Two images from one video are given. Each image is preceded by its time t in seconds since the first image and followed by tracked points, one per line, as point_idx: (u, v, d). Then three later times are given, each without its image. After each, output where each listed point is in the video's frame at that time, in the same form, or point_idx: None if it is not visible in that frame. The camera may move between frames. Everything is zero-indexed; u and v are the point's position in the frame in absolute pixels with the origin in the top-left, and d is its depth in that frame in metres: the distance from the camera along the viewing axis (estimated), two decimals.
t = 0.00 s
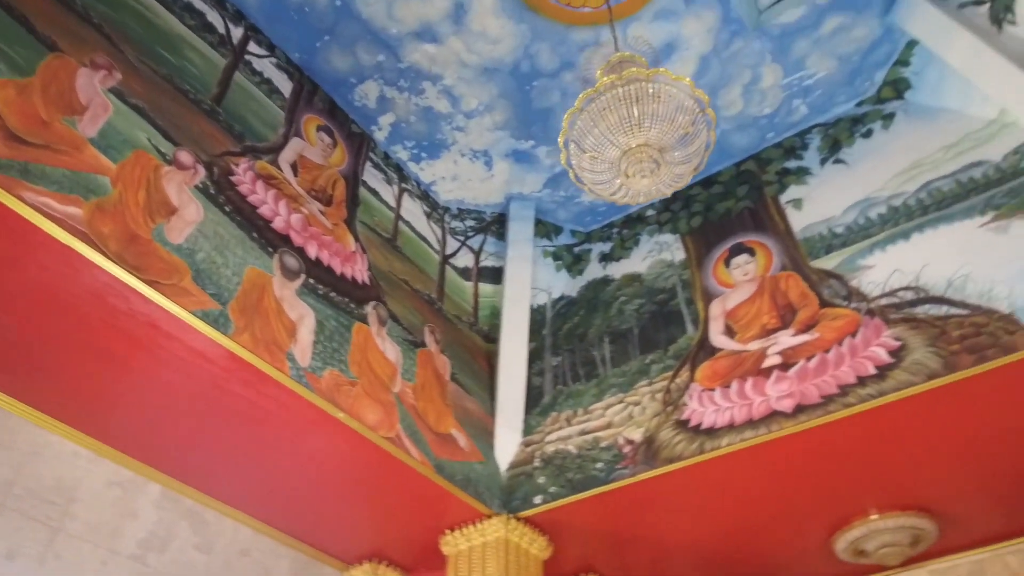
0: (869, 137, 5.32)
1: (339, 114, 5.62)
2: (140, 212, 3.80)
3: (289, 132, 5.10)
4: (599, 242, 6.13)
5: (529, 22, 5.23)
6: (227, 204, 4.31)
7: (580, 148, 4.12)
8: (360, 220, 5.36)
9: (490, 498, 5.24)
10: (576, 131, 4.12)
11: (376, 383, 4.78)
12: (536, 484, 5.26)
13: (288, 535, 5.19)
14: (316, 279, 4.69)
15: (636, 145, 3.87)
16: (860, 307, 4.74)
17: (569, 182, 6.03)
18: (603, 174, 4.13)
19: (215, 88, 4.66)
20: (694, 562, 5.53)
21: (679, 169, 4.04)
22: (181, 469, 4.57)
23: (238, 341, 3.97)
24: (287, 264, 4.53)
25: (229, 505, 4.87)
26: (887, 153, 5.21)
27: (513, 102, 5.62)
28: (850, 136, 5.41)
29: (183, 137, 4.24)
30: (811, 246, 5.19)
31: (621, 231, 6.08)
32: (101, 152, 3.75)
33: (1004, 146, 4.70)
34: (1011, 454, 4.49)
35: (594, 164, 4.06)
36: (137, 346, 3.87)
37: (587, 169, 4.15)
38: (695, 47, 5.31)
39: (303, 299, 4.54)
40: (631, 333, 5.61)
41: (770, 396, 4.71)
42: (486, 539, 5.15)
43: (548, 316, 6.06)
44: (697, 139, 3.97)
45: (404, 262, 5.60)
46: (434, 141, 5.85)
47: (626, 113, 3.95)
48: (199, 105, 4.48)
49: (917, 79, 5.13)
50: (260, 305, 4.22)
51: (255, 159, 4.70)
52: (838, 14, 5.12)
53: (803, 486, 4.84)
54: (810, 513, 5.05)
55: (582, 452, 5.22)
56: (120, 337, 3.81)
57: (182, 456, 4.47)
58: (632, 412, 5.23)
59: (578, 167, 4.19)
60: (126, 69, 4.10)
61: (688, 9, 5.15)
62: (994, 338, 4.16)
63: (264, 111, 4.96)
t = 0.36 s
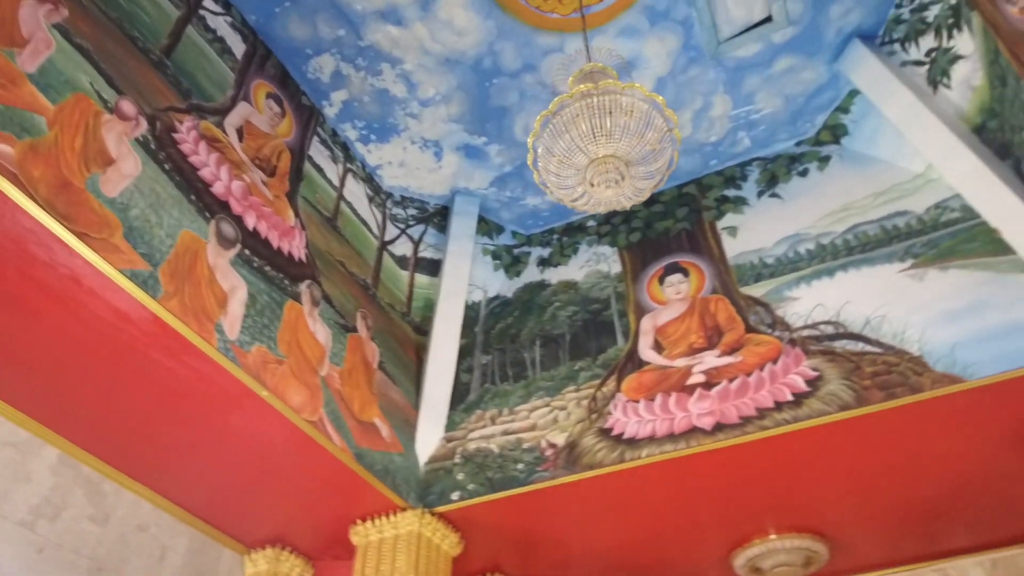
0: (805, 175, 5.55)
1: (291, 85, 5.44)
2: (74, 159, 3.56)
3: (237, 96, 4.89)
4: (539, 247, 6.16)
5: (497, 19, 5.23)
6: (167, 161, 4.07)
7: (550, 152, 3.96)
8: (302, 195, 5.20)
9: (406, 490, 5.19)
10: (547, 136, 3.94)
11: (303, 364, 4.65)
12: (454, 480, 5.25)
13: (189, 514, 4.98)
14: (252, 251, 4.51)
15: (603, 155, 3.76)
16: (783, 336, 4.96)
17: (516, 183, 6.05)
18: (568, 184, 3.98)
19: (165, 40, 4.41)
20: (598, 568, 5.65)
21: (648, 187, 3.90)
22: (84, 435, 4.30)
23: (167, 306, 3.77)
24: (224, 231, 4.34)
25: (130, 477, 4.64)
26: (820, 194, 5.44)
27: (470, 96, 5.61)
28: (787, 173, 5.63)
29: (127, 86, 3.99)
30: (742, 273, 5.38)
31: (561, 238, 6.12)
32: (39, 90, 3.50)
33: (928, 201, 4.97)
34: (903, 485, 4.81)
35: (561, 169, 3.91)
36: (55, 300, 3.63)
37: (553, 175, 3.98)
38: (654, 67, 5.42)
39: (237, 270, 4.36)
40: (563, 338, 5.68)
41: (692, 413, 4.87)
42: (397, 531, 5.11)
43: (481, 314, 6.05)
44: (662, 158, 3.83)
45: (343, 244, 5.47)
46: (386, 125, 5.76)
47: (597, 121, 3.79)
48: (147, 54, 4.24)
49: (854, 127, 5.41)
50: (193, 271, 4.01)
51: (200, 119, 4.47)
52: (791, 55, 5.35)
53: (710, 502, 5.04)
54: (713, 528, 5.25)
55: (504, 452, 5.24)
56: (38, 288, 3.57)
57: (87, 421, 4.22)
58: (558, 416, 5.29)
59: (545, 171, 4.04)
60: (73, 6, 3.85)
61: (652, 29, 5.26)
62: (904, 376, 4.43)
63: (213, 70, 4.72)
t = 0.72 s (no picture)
0: (753, 202, 5.70)
1: (251, 50, 5.22)
2: (18, 99, 3.30)
3: (195, 54, 4.65)
4: (488, 244, 6.12)
5: (472, 11, 5.17)
6: (117, 114, 3.83)
7: (527, 149, 3.94)
8: (252, 166, 4.99)
9: (333, 479, 5.07)
10: (526, 134, 3.94)
11: (239, 340, 4.46)
12: (384, 472, 5.17)
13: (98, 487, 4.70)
14: (197, 218, 4.30)
15: (581, 159, 3.75)
16: (721, 354, 5.09)
17: (471, 178, 6.00)
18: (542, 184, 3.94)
19: None
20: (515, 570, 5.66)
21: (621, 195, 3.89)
22: None
23: (104, 267, 3.55)
24: (169, 194, 4.12)
25: (37, 444, 4.34)
26: (766, 221, 5.60)
27: (436, 85, 5.54)
28: (736, 197, 5.77)
29: (81, 29, 3.74)
30: (686, 290, 5.49)
31: (512, 237, 6.12)
32: None
33: (866, 238, 5.20)
34: (816, 509, 5.03)
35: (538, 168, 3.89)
36: None
37: (528, 174, 3.94)
38: (621, 79, 5.47)
39: (179, 235, 4.14)
40: (506, 338, 5.67)
41: (628, 422, 4.92)
42: (320, 521, 4.99)
43: (424, 306, 5.97)
44: (637, 170, 3.84)
45: (289, 220, 5.29)
46: (345, 103, 5.62)
47: (579, 124, 3.79)
48: None
49: (804, 160, 5.59)
50: (134, 232, 3.79)
51: (155, 74, 4.23)
52: (751, 84, 5.49)
53: (634, 512, 5.13)
54: (633, 538, 5.35)
55: (438, 447, 5.19)
56: None
57: None
58: (495, 415, 5.27)
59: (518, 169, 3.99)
60: None
61: (624, 41, 5.29)
62: (833, 404, 4.62)
63: (173, 25, 4.48)
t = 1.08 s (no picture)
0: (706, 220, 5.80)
1: (219, 9, 5.00)
2: None
3: (162, 5, 4.42)
4: (443, 235, 6.06)
5: None
6: (77, 58, 3.60)
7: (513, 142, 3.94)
8: (210, 129, 4.79)
9: (265, 460, 4.92)
10: (514, 126, 3.94)
11: (182, 307, 4.27)
12: (319, 457, 5.07)
13: (10, 450, 4.41)
14: (151, 176, 4.09)
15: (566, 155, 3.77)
16: (667, 364, 5.20)
17: (433, 166, 5.92)
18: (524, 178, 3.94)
19: None
20: (439, 564, 5.63)
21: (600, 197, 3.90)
22: None
23: (51, 217, 3.34)
24: (124, 148, 3.90)
25: None
26: (717, 239, 5.72)
27: (407, 68, 5.44)
28: (691, 214, 5.85)
29: None
30: (637, 298, 5.56)
31: (468, 230, 6.05)
32: None
33: (811, 264, 5.40)
34: (739, 521, 5.21)
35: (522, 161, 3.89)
36: None
37: (512, 166, 3.94)
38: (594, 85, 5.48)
39: (131, 192, 3.93)
40: (455, 331, 5.63)
41: (572, 424, 4.99)
42: (247, 502, 4.82)
43: (372, 291, 5.86)
44: (620, 174, 3.86)
45: (243, 190, 5.11)
46: (311, 76, 5.46)
47: (567, 122, 3.80)
48: None
49: (758, 184, 5.72)
50: (85, 184, 3.58)
51: (119, 21, 4.00)
52: (716, 103, 5.58)
53: (566, 512, 5.20)
54: (560, 539, 5.41)
55: (377, 435, 5.13)
56: None
57: None
58: (439, 407, 5.24)
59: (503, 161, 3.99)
60: None
61: (600, 47, 5.32)
62: (770, 420, 4.82)
63: None
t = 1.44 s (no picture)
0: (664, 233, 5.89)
1: None
2: None
3: None
4: (401, 224, 5.97)
5: None
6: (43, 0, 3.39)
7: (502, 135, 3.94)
8: (173, 90, 4.58)
9: (202, 439, 4.74)
10: (505, 119, 3.94)
11: (131, 274, 4.07)
12: (259, 440, 4.92)
13: None
14: (110, 133, 3.88)
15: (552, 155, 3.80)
16: (618, 371, 5.26)
17: (398, 153, 5.82)
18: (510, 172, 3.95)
19: None
20: (370, 557, 5.53)
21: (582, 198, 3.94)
22: None
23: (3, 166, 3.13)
24: (85, 101, 3.70)
25: None
26: (674, 252, 5.82)
27: (382, 50, 5.34)
28: (650, 225, 5.94)
29: None
30: (592, 304, 5.61)
31: (428, 221, 5.98)
32: None
33: (763, 284, 5.55)
34: (673, 530, 5.31)
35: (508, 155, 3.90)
36: None
37: (498, 160, 3.95)
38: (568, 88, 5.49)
39: (88, 147, 3.72)
40: (408, 322, 5.55)
41: (522, 423, 4.99)
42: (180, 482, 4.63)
43: (325, 275, 5.71)
44: (603, 178, 3.90)
45: (201, 157, 4.90)
46: (281, 48, 5.30)
47: (557, 122, 3.83)
48: None
49: (716, 203, 5.86)
50: (41, 134, 3.37)
51: None
52: (684, 120, 5.67)
53: (506, 511, 5.19)
54: (497, 538, 5.40)
55: (321, 421, 5.02)
56: None
57: None
58: (388, 398, 5.16)
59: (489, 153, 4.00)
60: None
61: (578, 52, 5.33)
62: (715, 433, 4.94)
63: None
